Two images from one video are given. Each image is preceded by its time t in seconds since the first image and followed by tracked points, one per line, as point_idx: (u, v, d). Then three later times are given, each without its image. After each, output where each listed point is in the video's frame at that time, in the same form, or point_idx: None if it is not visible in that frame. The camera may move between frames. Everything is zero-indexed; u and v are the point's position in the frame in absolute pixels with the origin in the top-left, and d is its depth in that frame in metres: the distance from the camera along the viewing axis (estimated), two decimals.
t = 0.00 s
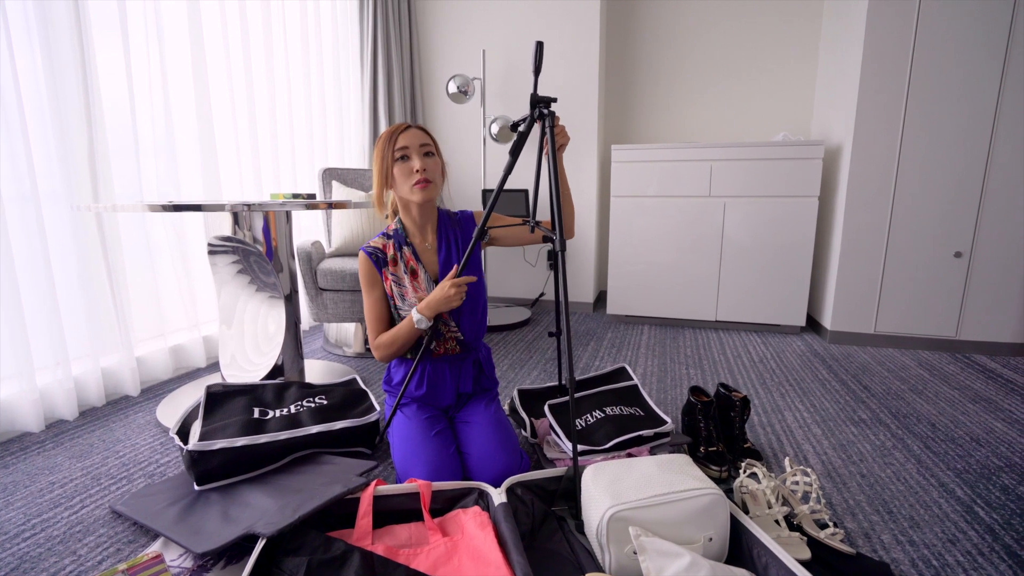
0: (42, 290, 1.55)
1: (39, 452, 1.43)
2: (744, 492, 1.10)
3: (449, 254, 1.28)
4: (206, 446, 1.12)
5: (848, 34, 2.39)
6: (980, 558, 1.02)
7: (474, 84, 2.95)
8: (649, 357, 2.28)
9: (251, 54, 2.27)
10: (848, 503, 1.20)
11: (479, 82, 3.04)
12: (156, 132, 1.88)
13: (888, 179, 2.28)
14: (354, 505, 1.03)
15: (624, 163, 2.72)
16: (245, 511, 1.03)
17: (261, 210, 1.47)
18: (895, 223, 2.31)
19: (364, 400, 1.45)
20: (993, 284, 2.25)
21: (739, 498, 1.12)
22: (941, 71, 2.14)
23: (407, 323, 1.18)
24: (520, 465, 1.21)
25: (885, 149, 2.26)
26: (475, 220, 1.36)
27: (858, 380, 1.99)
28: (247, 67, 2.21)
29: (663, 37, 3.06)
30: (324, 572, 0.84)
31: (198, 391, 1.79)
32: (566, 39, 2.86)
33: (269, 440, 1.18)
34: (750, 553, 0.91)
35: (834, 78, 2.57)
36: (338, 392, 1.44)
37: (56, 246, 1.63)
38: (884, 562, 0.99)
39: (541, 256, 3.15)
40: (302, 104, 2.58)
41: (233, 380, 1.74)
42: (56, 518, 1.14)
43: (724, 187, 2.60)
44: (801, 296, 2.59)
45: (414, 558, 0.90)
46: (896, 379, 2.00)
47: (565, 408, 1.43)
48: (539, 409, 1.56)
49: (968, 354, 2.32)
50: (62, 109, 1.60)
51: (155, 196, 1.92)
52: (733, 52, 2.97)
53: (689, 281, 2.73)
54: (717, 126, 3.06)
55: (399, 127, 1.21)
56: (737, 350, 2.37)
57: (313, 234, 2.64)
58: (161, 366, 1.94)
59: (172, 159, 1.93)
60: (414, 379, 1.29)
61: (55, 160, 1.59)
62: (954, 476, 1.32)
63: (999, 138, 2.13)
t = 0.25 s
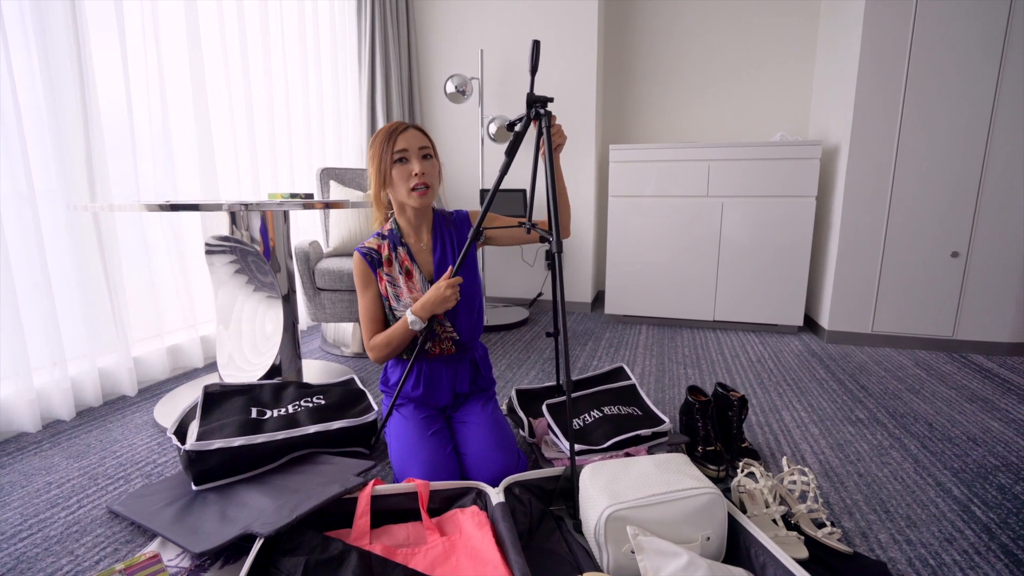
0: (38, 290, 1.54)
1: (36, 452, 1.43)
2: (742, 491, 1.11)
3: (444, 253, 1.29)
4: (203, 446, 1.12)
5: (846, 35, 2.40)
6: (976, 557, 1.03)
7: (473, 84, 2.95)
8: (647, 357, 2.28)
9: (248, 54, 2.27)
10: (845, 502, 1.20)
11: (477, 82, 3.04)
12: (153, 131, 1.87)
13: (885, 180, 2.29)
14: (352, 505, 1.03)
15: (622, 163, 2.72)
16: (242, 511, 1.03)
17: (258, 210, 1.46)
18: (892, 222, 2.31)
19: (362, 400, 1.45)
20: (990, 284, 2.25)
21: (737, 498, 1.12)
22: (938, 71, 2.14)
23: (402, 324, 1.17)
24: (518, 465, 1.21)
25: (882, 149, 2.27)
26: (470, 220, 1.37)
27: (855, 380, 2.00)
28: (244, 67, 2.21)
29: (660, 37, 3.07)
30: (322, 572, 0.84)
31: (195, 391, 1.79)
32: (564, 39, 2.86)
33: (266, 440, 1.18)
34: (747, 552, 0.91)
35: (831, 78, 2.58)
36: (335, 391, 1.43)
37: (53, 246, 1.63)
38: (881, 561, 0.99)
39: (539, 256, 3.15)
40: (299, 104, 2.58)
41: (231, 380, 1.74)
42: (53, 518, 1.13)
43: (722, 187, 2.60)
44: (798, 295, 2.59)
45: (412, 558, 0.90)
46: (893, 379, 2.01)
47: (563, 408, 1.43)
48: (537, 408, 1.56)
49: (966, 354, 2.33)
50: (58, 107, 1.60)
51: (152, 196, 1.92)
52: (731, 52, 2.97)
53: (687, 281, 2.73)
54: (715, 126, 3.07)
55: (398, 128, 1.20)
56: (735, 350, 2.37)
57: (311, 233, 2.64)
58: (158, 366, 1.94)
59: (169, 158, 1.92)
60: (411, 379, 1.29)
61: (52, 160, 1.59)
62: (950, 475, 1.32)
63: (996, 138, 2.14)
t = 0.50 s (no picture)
0: (36, 290, 1.54)
1: (34, 453, 1.42)
2: (740, 492, 1.11)
3: (441, 255, 1.29)
4: (202, 447, 1.11)
5: (845, 35, 2.40)
6: (975, 557, 1.03)
7: (472, 84, 2.95)
8: (646, 357, 2.28)
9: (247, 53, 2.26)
10: (844, 502, 1.21)
11: (476, 83, 3.04)
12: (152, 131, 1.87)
13: (884, 180, 2.29)
14: (351, 506, 1.02)
15: (621, 163, 2.72)
16: (241, 512, 1.03)
17: (257, 210, 1.46)
18: (890, 223, 2.31)
19: (361, 400, 1.44)
20: (988, 284, 2.26)
21: (736, 498, 1.12)
22: (936, 72, 2.15)
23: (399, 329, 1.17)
24: (517, 466, 1.21)
25: (881, 150, 2.27)
26: (468, 221, 1.36)
27: (854, 380, 2.00)
28: (243, 67, 2.20)
29: (660, 38, 3.07)
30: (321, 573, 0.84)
31: (194, 392, 1.78)
32: (563, 40, 2.86)
33: (265, 441, 1.18)
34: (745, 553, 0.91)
35: (830, 79, 2.58)
36: (334, 392, 1.43)
37: (51, 246, 1.63)
38: (880, 561, 0.99)
39: (538, 256, 3.15)
40: (298, 105, 2.57)
41: (230, 380, 1.76)
42: (51, 519, 1.13)
43: (721, 187, 2.61)
44: (797, 296, 2.60)
45: (412, 559, 0.90)
46: (892, 379, 2.01)
47: (562, 408, 1.43)
48: (537, 409, 1.56)
49: (965, 354, 2.33)
50: (56, 107, 1.59)
51: (151, 196, 1.92)
52: (730, 52, 2.97)
53: (686, 281, 2.74)
54: (714, 127, 3.07)
55: (399, 128, 1.19)
56: (734, 351, 2.37)
57: (310, 234, 2.64)
58: (157, 367, 1.94)
59: (168, 158, 1.92)
60: (410, 380, 1.29)
61: (50, 161, 1.59)
62: (949, 475, 1.32)
63: (994, 139, 2.14)
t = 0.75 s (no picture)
0: (36, 290, 1.54)
1: (34, 453, 1.42)
2: (740, 492, 1.11)
3: (441, 256, 1.29)
4: (201, 447, 1.11)
5: (844, 37, 2.41)
6: (974, 558, 1.03)
7: (471, 85, 2.96)
8: (645, 358, 2.28)
9: (247, 53, 2.27)
10: (843, 503, 1.21)
11: (476, 83, 3.04)
12: (152, 131, 1.87)
13: (883, 181, 2.29)
14: (350, 506, 1.03)
15: (621, 164, 2.72)
16: (241, 512, 1.03)
17: (257, 210, 1.47)
18: (890, 224, 2.32)
19: (360, 401, 1.44)
20: (987, 285, 2.26)
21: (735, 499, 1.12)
22: (936, 73, 2.15)
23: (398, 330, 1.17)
24: (517, 467, 1.21)
25: (880, 151, 2.27)
26: (468, 223, 1.36)
27: (854, 381, 2.00)
28: (243, 68, 2.21)
29: (659, 38, 3.07)
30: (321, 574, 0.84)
31: (193, 392, 1.78)
32: (563, 41, 2.87)
33: (264, 441, 1.18)
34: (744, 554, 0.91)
35: (829, 79, 2.59)
36: (334, 392, 1.43)
37: (51, 246, 1.63)
38: (879, 562, 1.00)
39: (537, 256, 3.15)
40: (298, 105, 2.58)
41: (230, 380, 1.76)
42: (50, 519, 1.13)
43: (721, 188, 2.61)
44: (797, 296, 2.60)
45: (411, 559, 0.90)
46: (891, 380, 2.01)
47: (562, 409, 1.43)
48: (536, 409, 1.56)
49: (964, 355, 2.34)
50: (56, 107, 1.59)
51: (150, 197, 1.92)
52: (729, 53, 2.98)
53: (686, 282, 2.74)
54: (714, 127, 3.07)
55: (405, 128, 1.18)
56: (733, 351, 2.38)
57: (310, 234, 2.64)
58: (157, 367, 1.94)
59: (168, 158, 1.92)
60: (409, 380, 1.29)
61: (50, 161, 1.59)
62: (949, 476, 1.32)
63: (993, 141, 2.14)
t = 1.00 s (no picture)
0: (34, 291, 1.54)
1: (31, 455, 1.42)
2: (739, 493, 1.11)
3: (440, 257, 1.29)
4: (199, 449, 1.11)
5: (842, 38, 2.41)
6: (972, 558, 1.03)
7: (470, 86, 2.96)
8: (644, 359, 2.28)
9: (246, 55, 2.27)
10: (842, 503, 1.21)
11: (475, 84, 3.04)
12: (150, 132, 1.87)
13: (881, 182, 2.30)
14: (349, 508, 1.02)
15: (619, 164, 2.73)
16: (239, 515, 1.03)
17: (256, 212, 1.47)
18: (888, 224, 2.32)
19: (359, 402, 1.44)
20: (985, 286, 2.26)
21: (734, 500, 1.12)
22: (933, 75, 2.16)
23: (403, 325, 1.16)
24: (515, 468, 1.21)
25: (878, 152, 2.28)
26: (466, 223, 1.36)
27: (852, 381, 2.00)
28: (242, 69, 2.21)
29: (658, 40, 3.08)
30: None
31: (192, 394, 1.78)
32: (562, 42, 2.87)
33: (263, 443, 1.18)
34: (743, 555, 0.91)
35: (827, 81, 2.59)
36: (332, 394, 1.43)
37: (49, 248, 1.63)
38: (878, 563, 1.00)
39: (536, 257, 3.15)
40: (297, 106, 2.58)
41: (228, 383, 1.75)
42: (47, 522, 1.13)
43: (719, 189, 2.61)
44: (795, 297, 2.60)
45: (409, 561, 0.90)
46: (890, 380, 2.01)
47: (561, 411, 1.44)
48: (535, 410, 1.56)
49: (962, 355, 2.34)
50: (54, 108, 1.59)
51: (148, 198, 1.91)
52: (728, 53, 2.98)
53: (684, 283, 2.74)
54: (713, 128, 3.08)
55: (401, 132, 1.17)
56: (732, 352, 2.38)
57: (309, 235, 2.64)
58: (155, 369, 1.93)
59: (166, 159, 1.92)
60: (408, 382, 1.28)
61: (48, 163, 1.59)
62: (947, 476, 1.33)
63: (990, 142, 2.15)
